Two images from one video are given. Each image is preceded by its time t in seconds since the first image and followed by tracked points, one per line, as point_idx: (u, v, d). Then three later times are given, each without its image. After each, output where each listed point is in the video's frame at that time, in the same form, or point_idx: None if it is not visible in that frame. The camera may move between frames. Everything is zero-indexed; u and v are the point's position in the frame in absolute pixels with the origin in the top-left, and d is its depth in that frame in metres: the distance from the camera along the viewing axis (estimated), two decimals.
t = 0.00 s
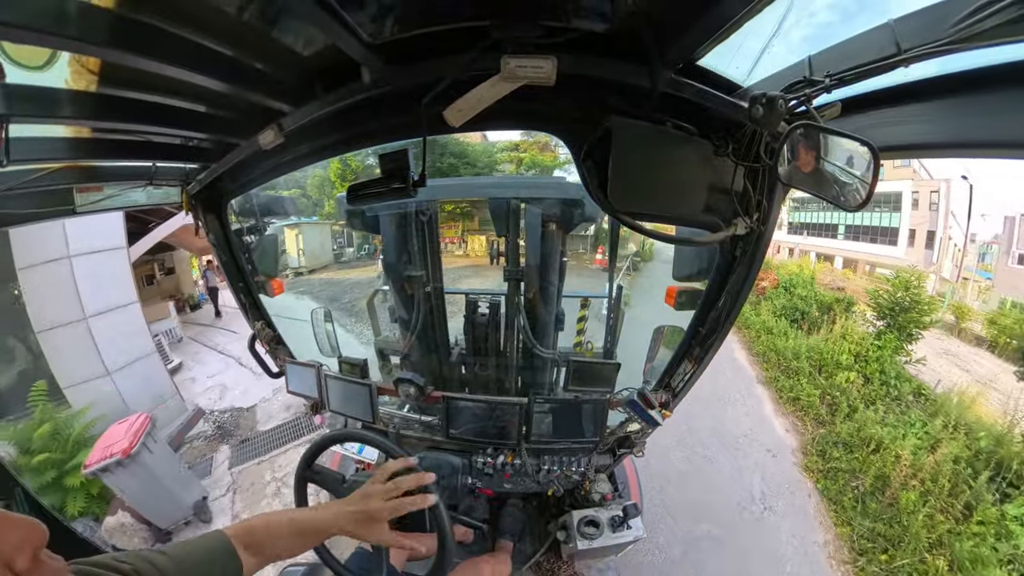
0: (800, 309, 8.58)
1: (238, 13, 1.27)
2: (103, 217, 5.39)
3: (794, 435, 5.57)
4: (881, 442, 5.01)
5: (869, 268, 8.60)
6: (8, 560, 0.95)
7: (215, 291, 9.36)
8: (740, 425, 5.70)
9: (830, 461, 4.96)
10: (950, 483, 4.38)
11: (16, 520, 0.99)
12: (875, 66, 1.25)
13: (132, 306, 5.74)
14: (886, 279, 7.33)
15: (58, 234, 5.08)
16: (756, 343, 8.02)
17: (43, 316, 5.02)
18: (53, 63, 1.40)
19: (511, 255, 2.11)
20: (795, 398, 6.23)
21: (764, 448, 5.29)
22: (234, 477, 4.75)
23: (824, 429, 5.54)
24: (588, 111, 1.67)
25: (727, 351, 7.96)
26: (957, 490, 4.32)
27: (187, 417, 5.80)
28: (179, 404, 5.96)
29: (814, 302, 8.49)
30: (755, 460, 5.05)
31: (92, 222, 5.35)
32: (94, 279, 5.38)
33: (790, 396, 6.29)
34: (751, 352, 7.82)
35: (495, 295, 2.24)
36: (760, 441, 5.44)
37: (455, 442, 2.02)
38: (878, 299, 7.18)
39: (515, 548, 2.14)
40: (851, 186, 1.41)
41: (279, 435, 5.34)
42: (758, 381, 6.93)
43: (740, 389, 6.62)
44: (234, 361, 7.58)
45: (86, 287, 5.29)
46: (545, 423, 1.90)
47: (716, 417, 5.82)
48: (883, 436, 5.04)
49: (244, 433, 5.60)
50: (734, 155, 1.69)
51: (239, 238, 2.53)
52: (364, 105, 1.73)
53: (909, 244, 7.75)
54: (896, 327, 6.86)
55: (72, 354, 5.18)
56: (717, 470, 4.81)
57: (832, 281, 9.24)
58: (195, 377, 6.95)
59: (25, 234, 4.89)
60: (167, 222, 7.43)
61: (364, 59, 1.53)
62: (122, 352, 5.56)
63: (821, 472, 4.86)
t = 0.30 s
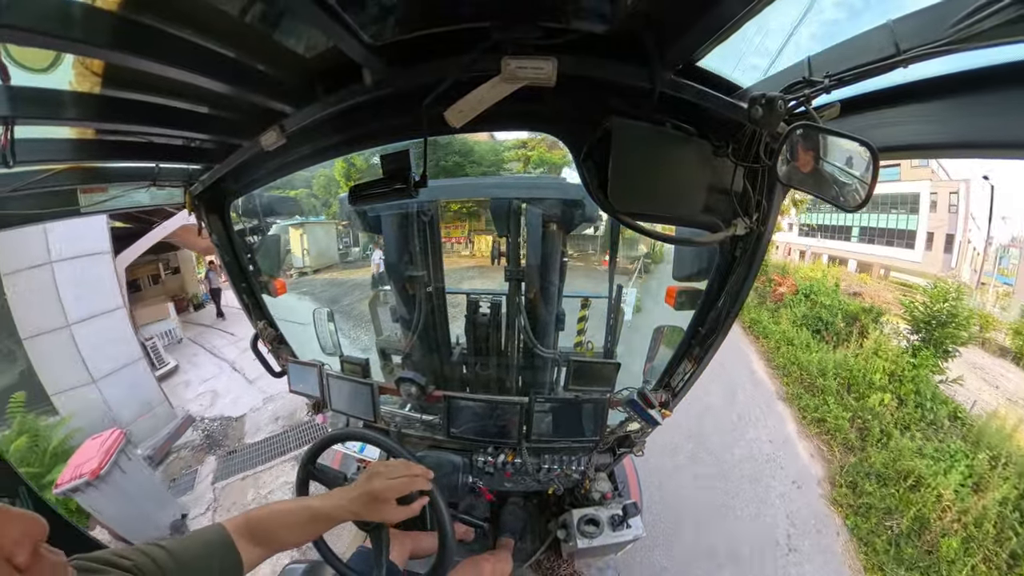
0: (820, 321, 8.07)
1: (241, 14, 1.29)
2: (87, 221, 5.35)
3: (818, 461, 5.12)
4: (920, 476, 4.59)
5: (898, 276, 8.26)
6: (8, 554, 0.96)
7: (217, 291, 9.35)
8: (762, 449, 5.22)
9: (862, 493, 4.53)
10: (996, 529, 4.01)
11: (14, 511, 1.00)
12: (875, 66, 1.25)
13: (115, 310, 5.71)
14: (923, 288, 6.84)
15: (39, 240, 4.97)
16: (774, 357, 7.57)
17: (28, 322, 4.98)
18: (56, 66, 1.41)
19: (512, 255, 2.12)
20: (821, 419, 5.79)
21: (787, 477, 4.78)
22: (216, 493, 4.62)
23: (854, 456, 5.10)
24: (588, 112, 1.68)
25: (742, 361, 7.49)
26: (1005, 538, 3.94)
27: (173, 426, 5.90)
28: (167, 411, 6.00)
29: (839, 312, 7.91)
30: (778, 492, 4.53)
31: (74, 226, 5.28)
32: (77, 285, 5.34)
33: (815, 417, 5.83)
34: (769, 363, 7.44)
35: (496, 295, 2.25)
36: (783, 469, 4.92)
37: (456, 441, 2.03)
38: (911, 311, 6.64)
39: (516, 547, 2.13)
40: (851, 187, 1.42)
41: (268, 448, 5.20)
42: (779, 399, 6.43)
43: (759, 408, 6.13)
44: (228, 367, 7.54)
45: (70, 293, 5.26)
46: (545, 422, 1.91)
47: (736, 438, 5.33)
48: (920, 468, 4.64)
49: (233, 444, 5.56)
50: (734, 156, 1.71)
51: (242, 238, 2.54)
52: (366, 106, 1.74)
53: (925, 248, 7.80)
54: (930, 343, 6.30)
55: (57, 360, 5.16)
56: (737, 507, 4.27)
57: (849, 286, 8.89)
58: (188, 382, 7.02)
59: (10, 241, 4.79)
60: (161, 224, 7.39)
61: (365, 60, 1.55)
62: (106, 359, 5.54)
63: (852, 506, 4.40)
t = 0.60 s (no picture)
0: (849, 334, 7.61)
1: (243, 18, 1.30)
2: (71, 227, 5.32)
3: (848, 492, 4.66)
4: (965, 518, 4.10)
5: (922, 283, 7.91)
6: (30, 539, 0.99)
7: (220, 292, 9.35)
8: (788, 482, 4.70)
9: (898, 535, 4.07)
10: None
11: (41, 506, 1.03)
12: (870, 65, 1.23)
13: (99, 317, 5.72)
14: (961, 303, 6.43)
15: (20, 247, 4.92)
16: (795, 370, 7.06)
17: (12, 330, 4.99)
18: (61, 71, 1.40)
19: (512, 254, 2.13)
20: (851, 445, 5.24)
21: (815, 513, 4.33)
22: (199, 509, 4.49)
23: (891, 490, 4.60)
24: (587, 112, 1.69)
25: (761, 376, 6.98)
26: None
27: (162, 435, 5.90)
28: (154, 419, 6.03)
29: (869, 325, 7.48)
30: (807, 532, 4.10)
31: (56, 233, 5.22)
32: (59, 292, 5.31)
33: (843, 443, 5.29)
34: (791, 379, 6.88)
35: (497, 295, 2.26)
36: (811, 503, 4.46)
37: (458, 441, 2.04)
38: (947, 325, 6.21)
39: (518, 546, 2.15)
40: (849, 185, 1.42)
41: (257, 460, 5.13)
42: (806, 421, 5.86)
43: (782, 430, 5.64)
44: (221, 374, 7.50)
45: (53, 300, 5.24)
46: (547, 421, 1.92)
47: (758, 470, 4.82)
48: (964, 509, 4.15)
49: (221, 455, 5.50)
50: (733, 155, 1.71)
51: (244, 240, 2.56)
52: (367, 108, 1.76)
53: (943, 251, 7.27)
54: (968, 357, 5.88)
55: (42, 367, 5.15)
56: (761, 552, 3.83)
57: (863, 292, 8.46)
58: (181, 387, 7.04)
59: None
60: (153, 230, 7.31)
61: (365, 62, 1.56)
62: (89, 367, 5.59)
63: (887, 551, 3.95)
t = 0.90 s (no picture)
0: (882, 351, 6.48)
1: (246, 20, 1.33)
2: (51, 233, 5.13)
3: (881, 536, 4.01)
4: None
5: (932, 287, 7.08)
6: (16, 518, 0.96)
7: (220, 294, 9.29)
8: (818, 524, 4.05)
9: None
10: None
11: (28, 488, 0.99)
12: (867, 66, 1.24)
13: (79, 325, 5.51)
14: (1000, 316, 5.64)
15: None
16: (821, 389, 6.19)
17: None
18: (62, 74, 1.42)
19: (512, 255, 2.15)
20: (886, 478, 4.55)
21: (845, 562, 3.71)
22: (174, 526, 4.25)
23: (931, 534, 3.97)
24: (586, 115, 1.72)
25: (785, 395, 6.17)
26: None
27: (145, 446, 5.73)
28: (141, 429, 5.88)
29: (905, 340, 6.35)
30: None
31: (35, 238, 5.02)
32: (39, 300, 5.11)
33: (878, 475, 4.59)
34: (820, 401, 6.01)
35: (497, 296, 2.27)
36: (841, 550, 3.84)
37: (459, 441, 2.05)
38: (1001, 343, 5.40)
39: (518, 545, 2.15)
40: (847, 185, 1.43)
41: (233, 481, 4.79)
42: (837, 451, 5.08)
43: (808, 459, 4.92)
44: (211, 379, 7.27)
45: (32, 307, 5.04)
46: (547, 421, 1.94)
47: (785, 511, 4.13)
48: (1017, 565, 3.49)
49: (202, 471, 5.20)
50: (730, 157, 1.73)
51: (246, 242, 2.57)
52: (368, 110, 1.78)
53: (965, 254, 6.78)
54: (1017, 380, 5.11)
55: (22, 377, 5.02)
56: None
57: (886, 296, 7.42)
58: (171, 394, 6.85)
59: None
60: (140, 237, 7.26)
61: (366, 65, 1.59)
62: (72, 376, 5.41)
63: None
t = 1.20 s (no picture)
0: (920, 370, 6.20)
1: (246, 24, 1.34)
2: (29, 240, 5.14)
3: None
4: None
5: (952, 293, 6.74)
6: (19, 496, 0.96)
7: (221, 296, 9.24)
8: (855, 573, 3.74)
9: None
10: None
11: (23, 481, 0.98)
12: (863, 64, 1.24)
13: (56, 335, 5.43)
14: None
15: None
16: (849, 414, 5.85)
17: None
18: (62, 79, 1.43)
19: (511, 256, 2.16)
20: (923, 517, 4.30)
21: None
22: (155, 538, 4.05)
23: None
24: (584, 115, 1.74)
25: (814, 418, 5.84)
26: None
27: (129, 458, 5.60)
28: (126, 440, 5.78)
29: (945, 360, 6.07)
30: None
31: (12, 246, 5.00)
32: (17, 309, 5.01)
33: (916, 515, 4.31)
34: (852, 425, 5.66)
35: (497, 296, 2.27)
36: None
37: (462, 441, 2.05)
38: None
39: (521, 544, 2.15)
40: (845, 182, 1.44)
41: (217, 501, 4.44)
42: (872, 484, 4.75)
43: (839, 490, 4.63)
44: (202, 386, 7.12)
45: (10, 316, 4.94)
46: (548, 421, 1.95)
47: (818, 557, 3.80)
48: None
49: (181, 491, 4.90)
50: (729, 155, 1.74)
51: (247, 244, 2.58)
52: (367, 112, 1.79)
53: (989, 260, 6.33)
54: None
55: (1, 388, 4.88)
56: None
57: (907, 303, 7.16)
58: (161, 400, 6.76)
59: None
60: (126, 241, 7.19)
61: (365, 67, 1.60)
62: (52, 388, 5.29)
63: None
